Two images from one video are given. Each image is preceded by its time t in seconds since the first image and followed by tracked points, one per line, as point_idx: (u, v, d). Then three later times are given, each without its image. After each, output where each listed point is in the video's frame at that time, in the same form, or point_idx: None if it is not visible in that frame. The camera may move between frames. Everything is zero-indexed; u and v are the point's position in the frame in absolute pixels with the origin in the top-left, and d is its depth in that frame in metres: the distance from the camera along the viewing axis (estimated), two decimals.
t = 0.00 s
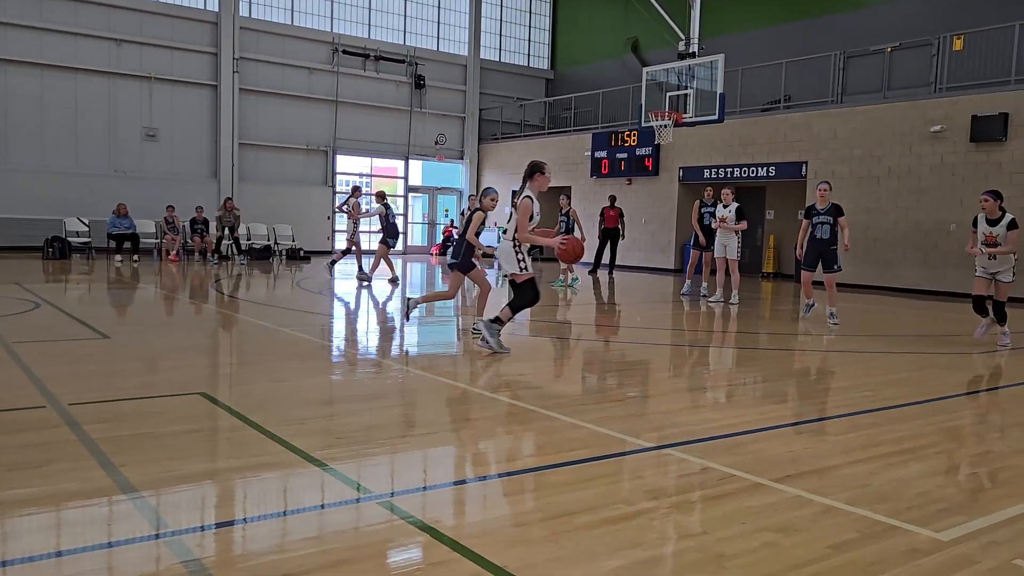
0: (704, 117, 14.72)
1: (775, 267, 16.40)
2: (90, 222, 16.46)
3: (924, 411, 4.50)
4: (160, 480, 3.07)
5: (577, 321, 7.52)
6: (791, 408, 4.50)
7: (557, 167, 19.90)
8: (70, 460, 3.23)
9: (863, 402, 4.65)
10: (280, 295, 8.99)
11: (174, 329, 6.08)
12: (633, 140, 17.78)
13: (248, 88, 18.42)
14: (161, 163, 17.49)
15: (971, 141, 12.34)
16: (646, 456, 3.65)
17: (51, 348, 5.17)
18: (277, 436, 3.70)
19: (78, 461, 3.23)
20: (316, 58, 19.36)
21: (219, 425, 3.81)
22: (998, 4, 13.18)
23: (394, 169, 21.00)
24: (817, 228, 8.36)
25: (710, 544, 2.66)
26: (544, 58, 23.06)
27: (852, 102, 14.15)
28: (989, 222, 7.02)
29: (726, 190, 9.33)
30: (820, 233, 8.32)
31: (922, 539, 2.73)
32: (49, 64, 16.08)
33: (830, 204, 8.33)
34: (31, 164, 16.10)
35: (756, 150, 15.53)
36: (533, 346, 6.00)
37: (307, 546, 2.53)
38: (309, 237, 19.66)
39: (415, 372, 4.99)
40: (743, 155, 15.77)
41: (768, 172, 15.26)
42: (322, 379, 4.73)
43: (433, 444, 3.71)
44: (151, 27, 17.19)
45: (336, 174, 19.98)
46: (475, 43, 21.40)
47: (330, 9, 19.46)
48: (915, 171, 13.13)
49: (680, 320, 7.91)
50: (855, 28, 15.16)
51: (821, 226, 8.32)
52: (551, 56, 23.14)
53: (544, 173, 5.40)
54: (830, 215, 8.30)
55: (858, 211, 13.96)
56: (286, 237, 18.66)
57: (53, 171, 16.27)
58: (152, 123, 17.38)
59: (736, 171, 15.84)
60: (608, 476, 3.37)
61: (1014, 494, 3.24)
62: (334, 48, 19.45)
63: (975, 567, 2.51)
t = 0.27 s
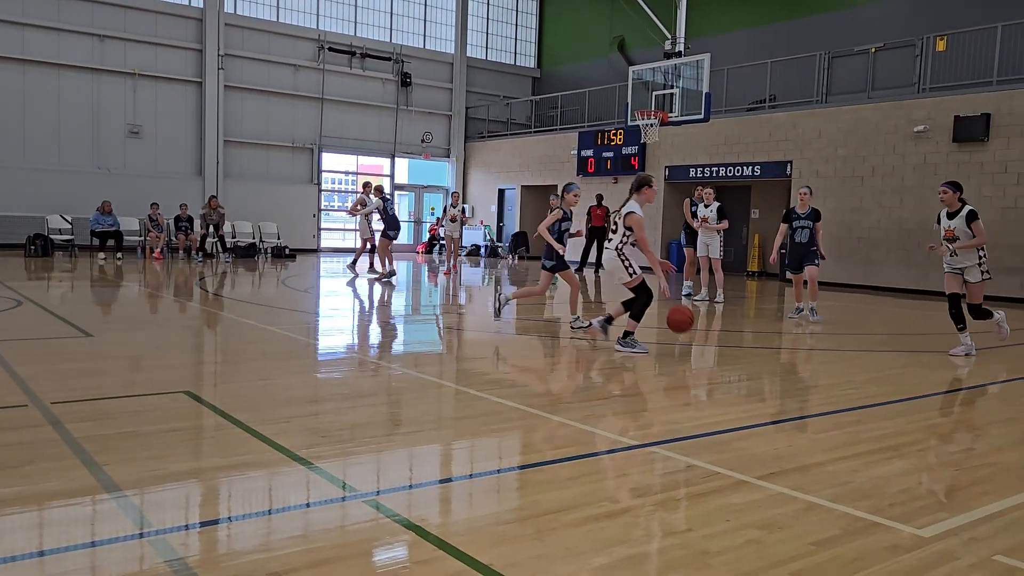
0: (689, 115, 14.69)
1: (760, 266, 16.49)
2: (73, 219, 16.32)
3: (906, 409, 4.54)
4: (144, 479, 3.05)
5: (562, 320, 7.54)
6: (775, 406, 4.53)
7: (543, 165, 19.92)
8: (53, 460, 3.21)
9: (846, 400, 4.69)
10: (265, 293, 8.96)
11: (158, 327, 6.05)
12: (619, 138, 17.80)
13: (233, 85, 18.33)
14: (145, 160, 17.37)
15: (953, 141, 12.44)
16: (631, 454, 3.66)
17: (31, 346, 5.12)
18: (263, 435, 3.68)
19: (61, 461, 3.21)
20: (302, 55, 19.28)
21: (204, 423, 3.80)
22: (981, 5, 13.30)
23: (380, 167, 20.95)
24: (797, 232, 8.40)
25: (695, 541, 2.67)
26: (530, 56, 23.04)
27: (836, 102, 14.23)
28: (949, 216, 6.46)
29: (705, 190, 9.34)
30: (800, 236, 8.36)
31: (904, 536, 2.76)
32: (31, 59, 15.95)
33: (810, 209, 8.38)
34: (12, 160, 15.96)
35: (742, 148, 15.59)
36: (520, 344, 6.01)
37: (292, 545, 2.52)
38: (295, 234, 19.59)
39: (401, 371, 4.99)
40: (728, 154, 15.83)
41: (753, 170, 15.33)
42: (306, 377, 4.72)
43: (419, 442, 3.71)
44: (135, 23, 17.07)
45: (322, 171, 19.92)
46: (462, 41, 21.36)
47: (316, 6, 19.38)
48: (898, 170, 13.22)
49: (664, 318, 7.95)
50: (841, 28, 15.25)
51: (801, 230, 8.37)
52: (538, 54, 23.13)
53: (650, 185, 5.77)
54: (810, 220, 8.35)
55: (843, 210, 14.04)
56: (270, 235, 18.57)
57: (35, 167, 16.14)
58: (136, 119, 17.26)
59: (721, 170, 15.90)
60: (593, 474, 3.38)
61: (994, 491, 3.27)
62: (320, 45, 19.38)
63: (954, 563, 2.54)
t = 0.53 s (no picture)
0: (680, 114, 14.61)
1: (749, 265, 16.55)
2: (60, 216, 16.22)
3: (893, 406, 4.57)
4: (131, 478, 3.03)
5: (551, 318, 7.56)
6: (763, 405, 4.55)
7: (533, 163, 19.92)
8: (40, 458, 3.19)
9: (834, 398, 4.71)
10: (253, 291, 8.93)
11: (145, 325, 6.03)
12: (609, 137, 17.85)
13: (221, 82, 18.24)
14: (132, 157, 17.27)
15: (940, 141, 12.51)
16: (620, 452, 3.67)
17: (16, 345, 5.09)
18: (251, 433, 3.67)
19: (47, 459, 3.19)
20: (291, 53, 19.21)
21: (192, 422, 3.78)
22: (969, 6, 13.39)
23: (369, 165, 20.89)
24: (781, 228, 8.45)
25: (683, 539, 2.68)
26: (520, 55, 23.03)
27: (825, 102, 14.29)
28: (917, 208, 5.97)
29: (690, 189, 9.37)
30: (785, 233, 8.41)
31: (890, 533, 2.78)
32: (16, 55, 15.84)
33: (796, 205, 8.43)
34: None
35: (731, 147, 15.63)
36: (508, 342, 6.02)
37: (280, 543, 2.52)
38: (284, 232, 19.52)
39: (390, 369, 4.98)
40: (717, 153, 15.87)
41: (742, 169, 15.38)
42: (294, 376, 4.70)
43: (408, 440, 3.71)
44: (122, 19, 16.97)
45: (311, 169, 19.85)
46: (451, 39, 21.33)
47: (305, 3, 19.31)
48: (886, 169, 13.28)
49: (653, 317, 7.97)
50: (829, 28, 15.31)
51: (785, 226, 8.41)
52: (528, 53, 23.12)
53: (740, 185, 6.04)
54: (795, 216, 8.38)
55: (831, 209, 14.10)
56: (259, 233, 18.50)
57: (21, 164, 16.02)
58: (123, 116, 17.16)
59: (711, 169, 15.95)
60: (582, 472, 3.39)
61: (979, 488, 3.30)
62: (309, 43, 19.31)
63: (940, 560, 2.55)
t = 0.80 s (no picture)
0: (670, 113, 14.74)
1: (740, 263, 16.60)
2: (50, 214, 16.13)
3: (883, 405, 4.59)
4: (122, 476, 3.02)
5: (544, 316, 7.57)
6: (753, 403, 4.57)
7: (526, 162, 19.92)
8: (29, 457, 3.17)
9: (824, 396, 4.73)
10: (245, 289, 8.92)
11: (136, 323, 6.01)
12: (602, 135, 17.87)
13: (212, 79, 18.17)
14: (123, 154, 17.20)
15: (931, 140, 12.57)
16: (612, 450, 3.67)
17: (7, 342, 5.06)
18: (243, 432, 3.66)
19: (37, 458, 3.17)
20: (283, 50, 19.15)
21: (183, 420, 3.77)
22: (959, 6, 13.47)
23: (361, 163, 20.85)
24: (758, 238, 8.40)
25: (675, 537, 2.69)
26: (512, 53, 23.04)
27: (816, 101, 14.34)
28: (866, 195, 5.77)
29: (677, 192, 9.86)
30: (762, 241, 8.39)
31: (880, 531, 2.79)
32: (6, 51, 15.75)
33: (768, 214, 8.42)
34: None
35: (722, 146, 15.66)
36: (500, 340, 6.02)
37: (272, 541, 2.51)
38: (275, 230, 19.48)
39: (382, 367, 4.97)
40: (709, 152, 15.91)
41: (734, 168, 15.42)
42: (286, 374, 4.69)
43: (401, 438, 3.70)
44: (113, 16, 16.90)
45: (303, 167, 19.81)
46: (444, 37, 21.31)
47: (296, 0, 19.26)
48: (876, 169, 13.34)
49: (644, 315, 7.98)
50: (821, 27, 15.36)
51: (762, 237, 8.38)
52: (520, 51, 23.12)
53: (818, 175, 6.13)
54: (769, 225, 8.38)
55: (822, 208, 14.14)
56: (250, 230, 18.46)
57: (10, 161, 15.94)
58: (114, 113, 17.08)
59: (703, 167, 15.98)
60: (575, 470, 3.39)
61: (968, 486, 3.32)
62: (300, 40, 19.26)
63: (930, 557, 2.57)
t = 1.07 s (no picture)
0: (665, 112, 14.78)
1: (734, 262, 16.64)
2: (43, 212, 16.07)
3: (876, 403, 4.60)
4: (116, 475, 3.02)
5: (539, 314, 7.59)
6: (747, 401, 4.58)
7: (520, 160, 19.92)
8: (22, 456, 3.16)
9: (819, 395, 4.75)
10: (240, 287, 8.91)
11: (129, 321, 6.00)
12: (596, 134, 17.91)
13: (207, 77, 18.11)
14: (117, 152, 17.14)
15: (924, 139, 12.60)
16: (606, 448, 3.67)
17: None
18: (237, 431, 3.65)
19: (30, 456, 3.16)
20: (277, 48, 19.10)
21: (178, 419, 3.77)
22: (951, 5, 13.52)
23: (356, 162, 20.83)
24: (707, 223, 8.50)
25: (669, 535, 2.70)
26: (507, 51, 23.03)
27: (810, 100, 14.37)
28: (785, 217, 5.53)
29: (665, 187, 10.25)
30: (710, 228, 8.48)
31: (874, 528, 2.80)
32: None
33: (719, 200, 8.46)
34: None
35: (717, 145, 15.67)
36: (494, 339, 6.03)
37: (266, 540, 2.51)
38: (270, 229, 19.45)
39: (377, 366, 4.97)
40: (703, 151, 15.93)
41: (728, 167, 15.44)
42: (280, 373, 4.69)
43: (395, 437, 3.70)
44: (106, 13, 16.84)
45: (298, 165, 19.77)
46: (439, 36, 21.28)
47: None
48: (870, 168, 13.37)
49: (638, 314, 7.99)
50: (815, 27, 15.40)
51: (710, 222, 8.48)
52: (515, 50, 23.11)
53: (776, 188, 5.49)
54: (718, 210, 8.42)
55: (816, 207, 14.18)
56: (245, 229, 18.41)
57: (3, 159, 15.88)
58: (107, 111, 17.03)
59: (698, 167, 16.00)
60: (569, 468, 3.39)
61: (961, 483, 3.33)
62: (295, 38, 19.22)
63: (923, 555, 2.58)
